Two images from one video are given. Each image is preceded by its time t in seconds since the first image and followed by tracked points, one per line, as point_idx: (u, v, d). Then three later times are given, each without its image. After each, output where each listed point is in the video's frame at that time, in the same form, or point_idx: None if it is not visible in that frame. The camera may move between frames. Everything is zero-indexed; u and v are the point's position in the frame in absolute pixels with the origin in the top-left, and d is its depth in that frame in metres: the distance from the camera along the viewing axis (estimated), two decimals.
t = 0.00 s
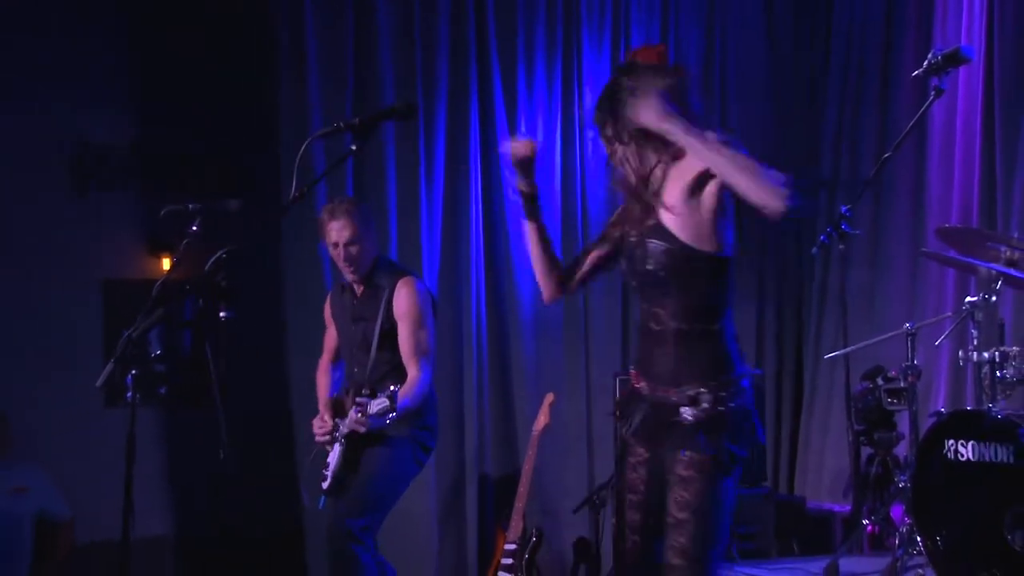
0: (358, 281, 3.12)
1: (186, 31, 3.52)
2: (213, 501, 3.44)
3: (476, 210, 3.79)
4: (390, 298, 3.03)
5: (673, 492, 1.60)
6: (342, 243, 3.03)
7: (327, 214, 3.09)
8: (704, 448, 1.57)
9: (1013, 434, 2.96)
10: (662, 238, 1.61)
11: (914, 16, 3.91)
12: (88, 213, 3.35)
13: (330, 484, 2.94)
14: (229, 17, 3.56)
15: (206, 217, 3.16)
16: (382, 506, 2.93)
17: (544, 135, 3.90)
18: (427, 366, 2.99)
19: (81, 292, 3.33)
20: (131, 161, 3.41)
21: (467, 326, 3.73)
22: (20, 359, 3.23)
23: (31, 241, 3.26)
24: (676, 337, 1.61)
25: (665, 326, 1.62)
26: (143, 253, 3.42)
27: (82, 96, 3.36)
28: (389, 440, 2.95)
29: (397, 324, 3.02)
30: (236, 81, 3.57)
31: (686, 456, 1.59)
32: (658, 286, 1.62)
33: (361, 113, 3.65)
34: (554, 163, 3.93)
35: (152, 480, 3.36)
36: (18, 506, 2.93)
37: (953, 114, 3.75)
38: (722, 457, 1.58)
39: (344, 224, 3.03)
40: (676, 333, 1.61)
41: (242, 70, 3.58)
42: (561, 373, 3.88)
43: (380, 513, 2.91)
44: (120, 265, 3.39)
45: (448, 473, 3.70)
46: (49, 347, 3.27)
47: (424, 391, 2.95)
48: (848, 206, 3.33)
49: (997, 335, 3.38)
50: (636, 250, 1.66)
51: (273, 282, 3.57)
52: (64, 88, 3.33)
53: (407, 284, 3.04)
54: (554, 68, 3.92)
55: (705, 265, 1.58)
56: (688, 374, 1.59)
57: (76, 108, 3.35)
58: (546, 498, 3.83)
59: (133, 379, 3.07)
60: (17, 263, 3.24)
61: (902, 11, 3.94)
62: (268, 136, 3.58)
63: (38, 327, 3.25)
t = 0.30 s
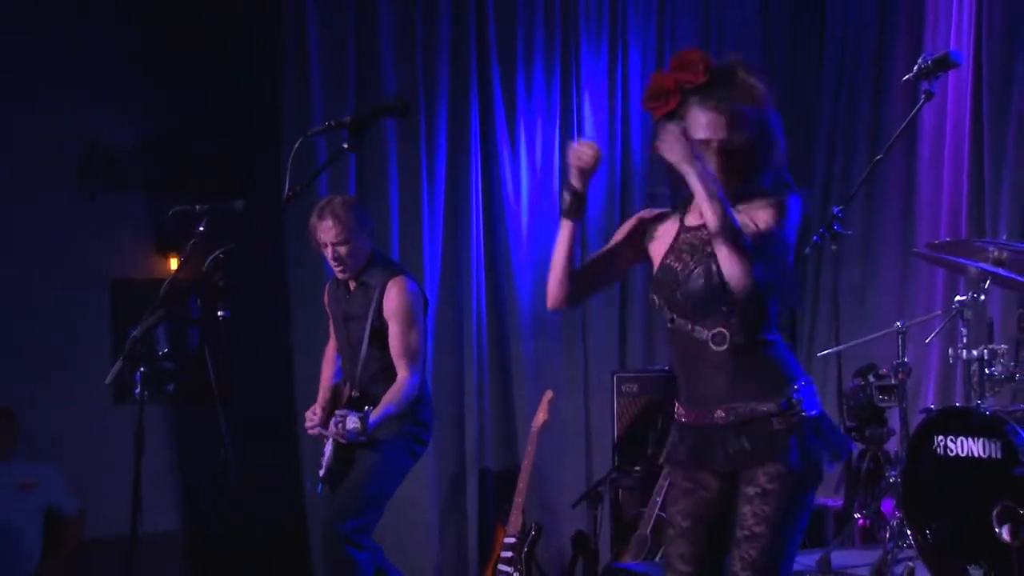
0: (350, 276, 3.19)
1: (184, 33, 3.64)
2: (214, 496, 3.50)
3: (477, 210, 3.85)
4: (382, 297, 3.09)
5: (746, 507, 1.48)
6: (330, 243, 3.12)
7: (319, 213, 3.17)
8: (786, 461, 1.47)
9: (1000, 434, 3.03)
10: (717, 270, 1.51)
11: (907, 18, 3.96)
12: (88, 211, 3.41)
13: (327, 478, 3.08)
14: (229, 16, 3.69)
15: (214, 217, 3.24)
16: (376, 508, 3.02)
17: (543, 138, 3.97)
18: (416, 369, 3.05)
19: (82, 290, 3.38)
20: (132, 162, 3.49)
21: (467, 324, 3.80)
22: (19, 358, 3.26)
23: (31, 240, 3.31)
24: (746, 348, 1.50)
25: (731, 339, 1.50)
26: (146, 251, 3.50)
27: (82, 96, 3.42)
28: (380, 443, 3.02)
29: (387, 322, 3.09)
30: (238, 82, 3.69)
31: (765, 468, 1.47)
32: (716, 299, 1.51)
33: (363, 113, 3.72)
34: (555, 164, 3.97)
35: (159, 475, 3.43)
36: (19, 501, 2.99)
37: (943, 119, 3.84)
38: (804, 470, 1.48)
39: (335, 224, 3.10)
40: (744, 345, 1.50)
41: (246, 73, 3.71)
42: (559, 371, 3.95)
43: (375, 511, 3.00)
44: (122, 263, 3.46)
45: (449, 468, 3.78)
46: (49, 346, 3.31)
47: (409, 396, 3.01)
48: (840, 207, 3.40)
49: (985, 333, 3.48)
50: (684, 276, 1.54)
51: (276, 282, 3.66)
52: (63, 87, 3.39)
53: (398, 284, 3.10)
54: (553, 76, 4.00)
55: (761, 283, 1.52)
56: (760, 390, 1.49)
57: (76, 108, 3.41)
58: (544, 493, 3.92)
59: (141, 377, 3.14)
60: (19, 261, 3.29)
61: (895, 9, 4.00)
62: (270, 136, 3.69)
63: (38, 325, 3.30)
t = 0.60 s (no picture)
0: (352, 296, 3.29)
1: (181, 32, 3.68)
2: (215, 487, 3.57)
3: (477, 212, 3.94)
4: (382, 318, 3.20)
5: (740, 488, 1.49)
6: (330, 267, 3.21)
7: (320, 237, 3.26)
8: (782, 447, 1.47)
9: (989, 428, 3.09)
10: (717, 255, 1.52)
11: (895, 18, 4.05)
12: (90, 209, 3.48)
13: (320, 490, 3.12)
14: (229, 16, 3.73)
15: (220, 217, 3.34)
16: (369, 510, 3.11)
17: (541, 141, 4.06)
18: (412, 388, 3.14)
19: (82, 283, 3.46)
20: (133, 158, 3.56)
21: (469, 324, 3.89)
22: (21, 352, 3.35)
23: (29, 235, 3.39)
24: (748, 338, 1.50)
25: (732, 332, 1.50)
26: (150, 249, 3.56)
27: (82, 94, 3.50)
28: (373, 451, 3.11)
29: (387, 343, 3.20)
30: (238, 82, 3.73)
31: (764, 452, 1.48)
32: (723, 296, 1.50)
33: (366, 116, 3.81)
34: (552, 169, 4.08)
35: (167, 469, 3.51)
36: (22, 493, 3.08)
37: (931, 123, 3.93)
38: (801, 461, 1.48)
39: (334, 249, 3.19)
40: (747, 338, 1.49)
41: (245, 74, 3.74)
42: (557, 368, 4.03)
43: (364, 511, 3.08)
44: (124, 259, 3.52)
45: (450, 463, 3.85)
46: (51, 338, 3.39)
47: (403, 414, 3.10)
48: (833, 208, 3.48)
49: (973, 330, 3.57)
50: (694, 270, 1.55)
51: (279, 280, 3.72)
52: (62, 87, 3.47)
53: (399, 306, 3.20)
54: (551, 80, 4.08)
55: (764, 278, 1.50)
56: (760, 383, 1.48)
57: (73, 107, 3.49)
58: (543, 488, 3.99)
59: (149, 374, 3.21)
60: (19, 258, 3.36)
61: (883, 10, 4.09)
62: (273, 137, 3.74)
63: (37, 317, 3.38)
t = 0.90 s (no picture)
0: (354, 295, 3.37)
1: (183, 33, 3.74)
2: (219, 481, 3.65)
3: (477, 212, 4.02)
4: (384, 315, 3.28)
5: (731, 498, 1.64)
6: (334, 267, 3.28)
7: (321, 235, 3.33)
8: (766, 453, 1.61)
9: (977, 422, 3.15)
10: (734, 237, 1.63)
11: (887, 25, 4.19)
12: (92, 207, 3.54)
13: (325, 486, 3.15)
14: (229, 16, 3.79)
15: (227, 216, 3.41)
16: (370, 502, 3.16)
17: (540, 142, 4.15)
18: (417, 380, 3.23)
19: (83, 280, 3.51)
20: (134, 158, 3.62)
21: (469, 318, 3.96)
22: (22, 347, 3.40)
23: (32, 233, 3.44)
24: (747, 338, 1.63)
25: (733, 330, 1.64)
26: (150, 249, 3.62)
27: (81, 95, 3.55)
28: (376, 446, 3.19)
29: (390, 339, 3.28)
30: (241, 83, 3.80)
31: (750, 460, 1.62)
32: (728, 295, 1.65)
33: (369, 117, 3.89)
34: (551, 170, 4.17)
35: (174, 463, 3.58)
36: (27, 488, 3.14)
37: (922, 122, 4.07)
38: (786, 463, 1.61)
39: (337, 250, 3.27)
40: (746, 337, 1.63)
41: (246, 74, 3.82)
42: (556, 364, 4.10)
43: (366, 509, 3.13)
44: (128, 256, 3.58)
45: (451, 457, 3.92)
46: (54, 334, 3.44)
47: (408, 406, 3.19)
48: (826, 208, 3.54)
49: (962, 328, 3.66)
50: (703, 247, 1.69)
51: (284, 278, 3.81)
52: (62, 87, 3.52)
53: (400, 302, 3.28)
54: (550, 81, 4.17)
55: (771, 276, 1.62)
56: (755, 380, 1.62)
57: (74, 107, 3.54)
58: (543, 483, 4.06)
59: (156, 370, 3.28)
60: (22, 255, 3.43)
61: (876, 9, 4.23)
62: (277, 136, 3.82)
63: (38, 314, 3.43)
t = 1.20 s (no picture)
0: (359, 289, 3.44)
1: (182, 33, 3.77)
2: (224, 473, 3.72)
3: (478, 210, 4.10)
4: (388, 311, 3.37)
5: (766, 492, 1.60)
6: (343, 258, 3.36)
7: (330, 228, 3.40)
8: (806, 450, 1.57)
9: (967, 418, 3.23)
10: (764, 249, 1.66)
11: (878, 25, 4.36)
12: (99, 206, 3.60)
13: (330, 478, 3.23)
14: (229, 16, 3.84)
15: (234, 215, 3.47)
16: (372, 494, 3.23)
17: (540, 141, 4.24)
18: (419, 375, 3.32)
19: (85, 277, 3.57)
20: (136, 158, 3.67)
21: (472, 316, 4.04)
22: (26, 344, 3.45)
23: (33, 232, 3.49)
24: (776, 339, 1.63)
25: (761, 331, 1.63)
26: (163, 245, 3.70)
27: (81, 95, 3.59)
28: (379, 438, 3.26)
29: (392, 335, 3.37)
30: (242, 82, 3.86)
31: (787, 456, 1.59)
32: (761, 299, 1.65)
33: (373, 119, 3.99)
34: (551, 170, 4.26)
35: (183, 456, 3.67)
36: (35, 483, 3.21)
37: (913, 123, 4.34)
38: (824, 462, 1.58)
39: (346, 239, 3.35)
40: (776, 337, 1.63)
41: (250, 71, 3.87)
42: (556, 360, 4.18)
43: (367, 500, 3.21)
44: (132, 254, 3.66)
45: (454, 451, 4.00)
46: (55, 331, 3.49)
47: (412, 400, 3.28)
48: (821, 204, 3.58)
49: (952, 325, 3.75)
50: (720, 264, 1.70)
51: (290, 275, 3.89)
52: (61, 87, 3.56)
53: (404, 297, 3.37)
54: (549, 81, 4.27)
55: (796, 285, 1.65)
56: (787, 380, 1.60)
57: (73, 107, 3.58)
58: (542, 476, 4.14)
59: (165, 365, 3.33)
60: (24, 254, 3.47)
61: (866, 12, 4.38)
62: (284, 135, 3.90)
63: (38, 314, 3.48)
